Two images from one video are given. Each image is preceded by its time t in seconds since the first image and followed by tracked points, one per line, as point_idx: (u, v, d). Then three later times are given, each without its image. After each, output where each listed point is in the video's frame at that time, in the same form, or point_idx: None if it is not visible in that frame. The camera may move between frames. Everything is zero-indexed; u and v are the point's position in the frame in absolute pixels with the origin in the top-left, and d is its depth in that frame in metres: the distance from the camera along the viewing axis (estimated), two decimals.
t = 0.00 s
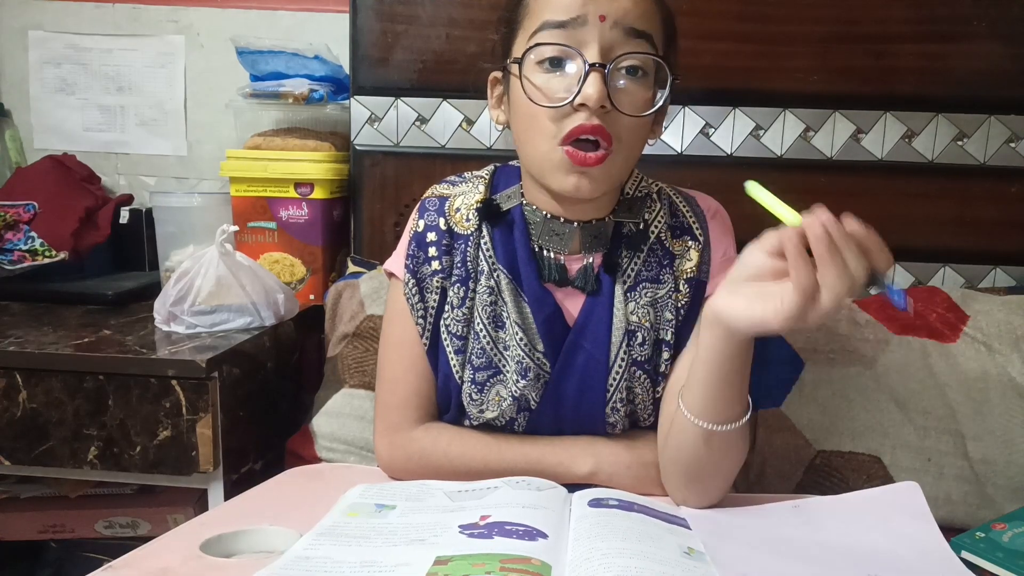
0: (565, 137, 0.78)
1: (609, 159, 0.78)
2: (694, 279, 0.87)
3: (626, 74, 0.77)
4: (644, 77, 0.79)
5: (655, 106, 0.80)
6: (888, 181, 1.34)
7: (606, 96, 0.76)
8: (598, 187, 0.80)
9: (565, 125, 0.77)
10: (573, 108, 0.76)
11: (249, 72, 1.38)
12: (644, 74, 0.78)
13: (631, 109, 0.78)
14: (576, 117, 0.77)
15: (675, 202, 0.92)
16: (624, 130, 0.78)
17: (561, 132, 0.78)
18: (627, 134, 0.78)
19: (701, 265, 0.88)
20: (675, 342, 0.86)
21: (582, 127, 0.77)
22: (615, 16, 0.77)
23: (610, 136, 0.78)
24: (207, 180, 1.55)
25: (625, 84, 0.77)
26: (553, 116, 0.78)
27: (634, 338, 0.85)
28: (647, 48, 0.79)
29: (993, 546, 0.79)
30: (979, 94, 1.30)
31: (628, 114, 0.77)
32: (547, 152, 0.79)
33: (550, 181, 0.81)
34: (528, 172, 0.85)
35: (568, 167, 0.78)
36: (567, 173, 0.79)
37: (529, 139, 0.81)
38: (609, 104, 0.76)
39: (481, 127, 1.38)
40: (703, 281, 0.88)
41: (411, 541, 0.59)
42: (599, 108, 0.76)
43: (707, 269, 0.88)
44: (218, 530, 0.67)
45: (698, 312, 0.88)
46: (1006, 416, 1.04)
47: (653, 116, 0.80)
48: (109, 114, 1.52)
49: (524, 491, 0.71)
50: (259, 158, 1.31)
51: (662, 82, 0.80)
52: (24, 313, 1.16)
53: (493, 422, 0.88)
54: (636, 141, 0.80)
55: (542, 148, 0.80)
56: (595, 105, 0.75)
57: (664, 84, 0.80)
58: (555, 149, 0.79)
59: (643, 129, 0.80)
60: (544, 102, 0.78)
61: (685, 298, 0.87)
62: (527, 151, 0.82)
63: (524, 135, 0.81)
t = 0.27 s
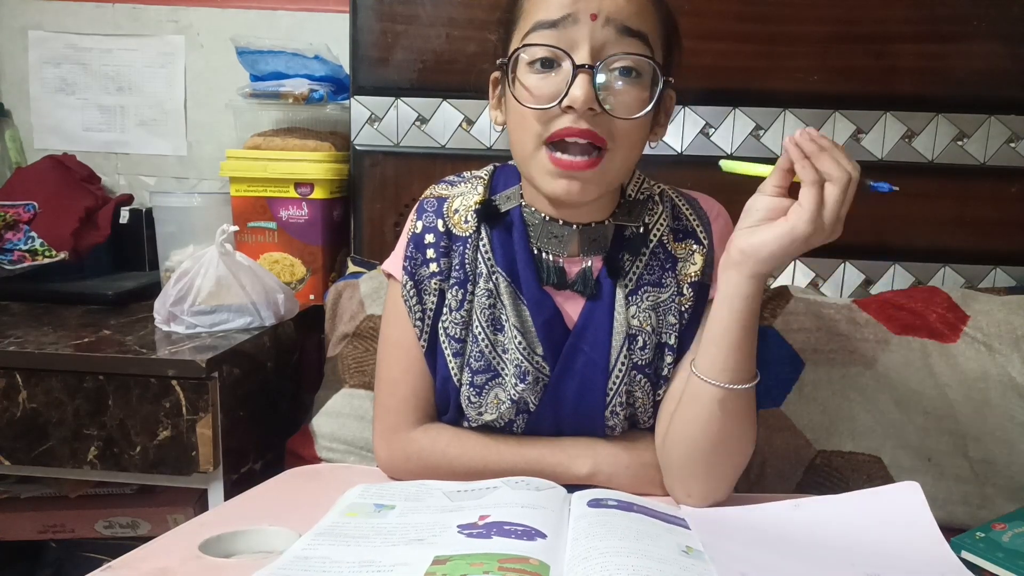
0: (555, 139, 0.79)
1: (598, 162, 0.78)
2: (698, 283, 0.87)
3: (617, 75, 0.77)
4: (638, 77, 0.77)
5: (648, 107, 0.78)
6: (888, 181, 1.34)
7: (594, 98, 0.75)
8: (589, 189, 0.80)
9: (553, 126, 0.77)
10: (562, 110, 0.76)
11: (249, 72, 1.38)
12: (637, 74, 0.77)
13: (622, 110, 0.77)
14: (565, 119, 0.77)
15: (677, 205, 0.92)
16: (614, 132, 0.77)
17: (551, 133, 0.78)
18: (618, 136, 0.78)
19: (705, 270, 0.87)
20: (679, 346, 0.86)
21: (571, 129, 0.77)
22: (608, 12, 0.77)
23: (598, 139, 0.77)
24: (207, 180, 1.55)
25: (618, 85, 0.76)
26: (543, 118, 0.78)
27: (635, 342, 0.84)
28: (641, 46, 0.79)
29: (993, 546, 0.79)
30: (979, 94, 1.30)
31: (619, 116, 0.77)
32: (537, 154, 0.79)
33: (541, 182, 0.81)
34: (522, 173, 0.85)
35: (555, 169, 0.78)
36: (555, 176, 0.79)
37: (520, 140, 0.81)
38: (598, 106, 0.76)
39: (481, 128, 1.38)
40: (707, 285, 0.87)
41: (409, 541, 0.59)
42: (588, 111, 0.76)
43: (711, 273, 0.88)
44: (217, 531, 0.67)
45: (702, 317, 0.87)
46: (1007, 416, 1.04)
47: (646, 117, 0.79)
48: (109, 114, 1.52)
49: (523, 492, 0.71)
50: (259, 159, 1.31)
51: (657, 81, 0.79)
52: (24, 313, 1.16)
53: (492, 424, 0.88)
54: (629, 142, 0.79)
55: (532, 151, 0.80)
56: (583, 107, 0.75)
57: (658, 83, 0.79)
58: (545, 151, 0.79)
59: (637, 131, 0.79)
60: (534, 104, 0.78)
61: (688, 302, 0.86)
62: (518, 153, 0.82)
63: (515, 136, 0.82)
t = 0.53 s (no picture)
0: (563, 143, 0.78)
1: (603, 174, 0.78)
2: (701, 288, 0.87)
3: (636, 91, 0.76)
4: (656, 97, 0.77)
5: (661, 128, 0.78)
6: (888, 181, 1.34)
7: (609, 111, 0.75)
8: (590, 197, 0.80)
9: (563, 133, 0.77)
10: (574, 114, 0.76)
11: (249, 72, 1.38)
12: (656, 92, 0.77)
13: (634, 127, 0.77)
14: (576, 125, 0.76)
15: (679, 207, 0.92)
16: (624, 146, 0.77)
17: (560, 137, 0.78)
18: (626, 151, 0.78)
19: (708, 275, 0.88)
20: (681, 352, 0.86)
21: (581, 136, 0.77)
22: (638, 25, 0.76)
23: (607, 152, 0.77)
24: (207, 181, 1.55)
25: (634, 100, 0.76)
26: (554, 120, 0.78)
27: (635, 349, 0.84)
28: (665, 62, 0.79)
29: (993, 547, 0.79)
30: (979, 94, 1.30)
31: (631, 131, 0.77)
32: (544, 154, 0.79)
33: (544, 183, 0.81)
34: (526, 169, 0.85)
35: (560, 173, 0.79)
36: (558, 179, 0.79)
37: (527, 137, 0.81)
38: (611, 118, 0.75)
39: (481, 128, 1.38)
40: (710, 290, 0.88)
41: (406, 546, 0.59)
42: (600, 121, 0.75)
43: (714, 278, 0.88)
44: (215, 532, 0.67)
45: (704, 322, 0.87)
46: (1007, 416, 1.04)
47: (658, 136, 0.79)
48: (109, 114, 1.52)
49: (522, 495, 0.71)
50: (259, 159, 1.31)
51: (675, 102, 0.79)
52: (24, 313, 1.16)
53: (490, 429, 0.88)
54: (637, 158, 0.79)
55: (539, 150, 0.80)
56: (596, 117, 0.75)
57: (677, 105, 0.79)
58: (552, 152, 0.79)
59: (646, 150, 0.79)
60: (548, 104, 0.78)
61: (691, 309, 0.86)
62: (524, 150, 0.82)
63: (524, 133, 0.81)
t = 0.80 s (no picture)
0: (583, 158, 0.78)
1: (625, 186, 0.78)
2: (712, 296, 0.86)
3: (655, 101, 0.76)
4: (674, 106, 0.77)
5: (680, 137, 0.78)
6: (888, 181, 1.34)
7: (630, 124, 0.75)
8: (612, 211, 0.79)
9: (583, 147, 0.77)
10: (595, 130, 0.76)
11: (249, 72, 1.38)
12: (674, 101, 0.77)
13: (654, 137, 0.77)
14: (597, 140, 0.76)
15: (691, 213, 0.91)
16: (646, 159, 0.77)
17: (580, 152, 0.77)
18: (648, 163, 0.77)
19: (720, 283, 0.86)
20: (692, 360, 0.85)
21: (602, 151, 0.76)
22: (654, 31, 0.75)
23: (629, 164, 0.77)
24: (207, 181, 1.55)
25: (654, 112, 0.76)
26: (574, 135, 0.77)
27: (640, 356, 0.84)
28: (682, 69, 0.78)
29: (993, 546, 0.79)
30: (979, 94, 1.30)
31: (652, 144, 0.77)
32: (563, 169, 0.79)
33: (563, 198, 0.80)
34: (540, 181, 0.85)
35: (581, 188, 0.78)
36: (578, 193, 0.78)
37: (543, 152, 0.80)
38: (633, 132, 0.75)
39: (481, 128, 1.38)
40: (722, 298, 0.86)
41: (402, 547, 0.59)
42: (622, 136, 0.75)
43: (726, 286, 0.87)
44: (214, 529, 0.67)
45: (715, 329, 0.86)
46: (1007, 416, 1.04)
47: (678, 148, 0.79)
48: (110, 114, 1.52)
49: (521, 496, 0.72)
50: (260, 160, 1.31)
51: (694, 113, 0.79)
52: (24, 313, 1.16)
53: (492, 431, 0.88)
54: (657, 170, 0.79)
55: (558, 166, 0.79)
56: (618, 132, 0.74)
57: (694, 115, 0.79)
58: (572, 168, 0.78)
59: (666, 160, 0.79)
60: (567, 120, 0.77)
61: (702, 316, 0.86)
62: (541, 165, 0.82)
63: (540, 148, 0.81)
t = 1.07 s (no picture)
0: (579, 154, 0.78)
1: (625, 173, 0.77)
2: (716, 295, 0.85)
3: (641, 86, 0.76)
4: (661, 87, 0.77)
5: (672, 118, 0.78)
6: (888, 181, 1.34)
7: (620, 113, 0.75)
8: (615, 201, 0.79)
9: (577, 141, 0.77)
10: (585, 125, 0.75)
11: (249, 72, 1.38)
12: (660, 83, 0.77)
13: (646, 123, 0.76)
14: (589, 134, 0.76)
15: (693, 213, 0.90)
16: (641, 143, 0.77)
17: (575, 149, 0.77)
18: (644, 146, 0.77)
19: (723, 282, 0.86)
20: (695, 359, 0.85)
21: (596, 143, 0.76)
22: (629, 23, 0.76)
23: (625, 151, 0.77)
24: (207, 180, 1.55)
25: (641, 97, 0.76)
26: (565, 134, 0.77)
27: (644, 355, 0.84)
28: (664, 55, 0.79)
29: (993, 547, 0.79)
30: (979, 94, 1.30)
31: (644, 128, 0.76)
32: (560, 168, 0.79)
33: (564, 196, 0.80)
34: (539, 180, 0.85)
35: (580, 184, 0.78)
36: (578, 188, 0.78)
37: (538, 154, 0.80)
38: (623, 120, 0.75)
39: (481, 128, 1.39)
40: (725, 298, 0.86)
41: (403, 550, 0.59)
42: (613, 126, 0.75)
43: (729, 285, 0.87)
44: (214, 533, 0.67)
45: (718, 329, 0.86)
46: (1007, 416, 1.04)
47: (671, 127, 0.78)
48: (110, 114, 1.52)
49: (522, 498, 0.71)
50: (260, 159, 1.31)
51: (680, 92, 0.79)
52: (24, 313, 1.16)
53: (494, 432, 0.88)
54: (654, 152, 0.78)
55: (554, 166, 0.79)
56: (608, 122, 0.74)
57: (682, 93, 0.79)
58: (569, 165, 0.78)
59: (662, 141, 0.79)
60: (555, 120, 0.77)
61: (706, 314, 0.85)
62: (537, 166, 0.81)
63: (534, 151, 0.81)
